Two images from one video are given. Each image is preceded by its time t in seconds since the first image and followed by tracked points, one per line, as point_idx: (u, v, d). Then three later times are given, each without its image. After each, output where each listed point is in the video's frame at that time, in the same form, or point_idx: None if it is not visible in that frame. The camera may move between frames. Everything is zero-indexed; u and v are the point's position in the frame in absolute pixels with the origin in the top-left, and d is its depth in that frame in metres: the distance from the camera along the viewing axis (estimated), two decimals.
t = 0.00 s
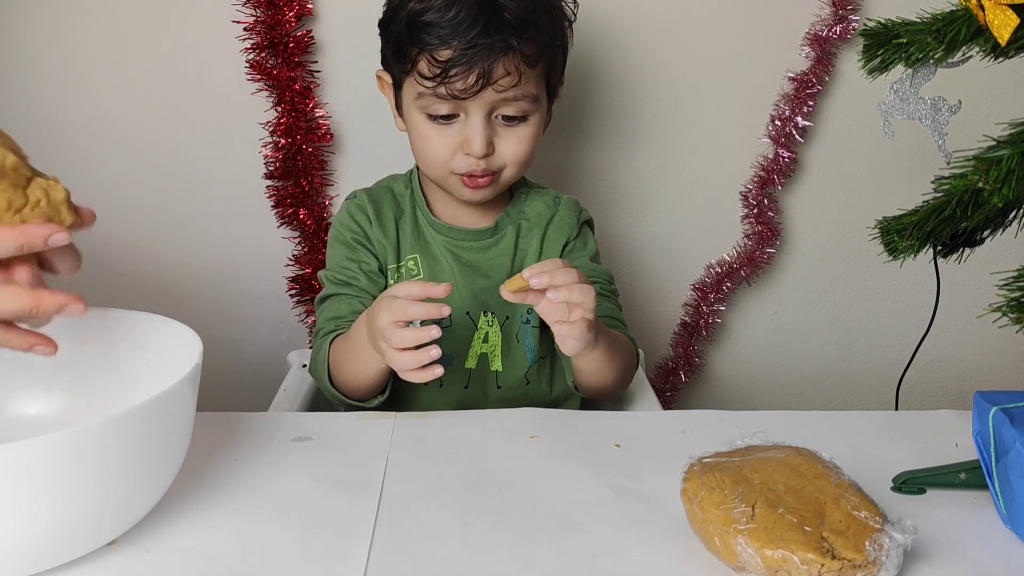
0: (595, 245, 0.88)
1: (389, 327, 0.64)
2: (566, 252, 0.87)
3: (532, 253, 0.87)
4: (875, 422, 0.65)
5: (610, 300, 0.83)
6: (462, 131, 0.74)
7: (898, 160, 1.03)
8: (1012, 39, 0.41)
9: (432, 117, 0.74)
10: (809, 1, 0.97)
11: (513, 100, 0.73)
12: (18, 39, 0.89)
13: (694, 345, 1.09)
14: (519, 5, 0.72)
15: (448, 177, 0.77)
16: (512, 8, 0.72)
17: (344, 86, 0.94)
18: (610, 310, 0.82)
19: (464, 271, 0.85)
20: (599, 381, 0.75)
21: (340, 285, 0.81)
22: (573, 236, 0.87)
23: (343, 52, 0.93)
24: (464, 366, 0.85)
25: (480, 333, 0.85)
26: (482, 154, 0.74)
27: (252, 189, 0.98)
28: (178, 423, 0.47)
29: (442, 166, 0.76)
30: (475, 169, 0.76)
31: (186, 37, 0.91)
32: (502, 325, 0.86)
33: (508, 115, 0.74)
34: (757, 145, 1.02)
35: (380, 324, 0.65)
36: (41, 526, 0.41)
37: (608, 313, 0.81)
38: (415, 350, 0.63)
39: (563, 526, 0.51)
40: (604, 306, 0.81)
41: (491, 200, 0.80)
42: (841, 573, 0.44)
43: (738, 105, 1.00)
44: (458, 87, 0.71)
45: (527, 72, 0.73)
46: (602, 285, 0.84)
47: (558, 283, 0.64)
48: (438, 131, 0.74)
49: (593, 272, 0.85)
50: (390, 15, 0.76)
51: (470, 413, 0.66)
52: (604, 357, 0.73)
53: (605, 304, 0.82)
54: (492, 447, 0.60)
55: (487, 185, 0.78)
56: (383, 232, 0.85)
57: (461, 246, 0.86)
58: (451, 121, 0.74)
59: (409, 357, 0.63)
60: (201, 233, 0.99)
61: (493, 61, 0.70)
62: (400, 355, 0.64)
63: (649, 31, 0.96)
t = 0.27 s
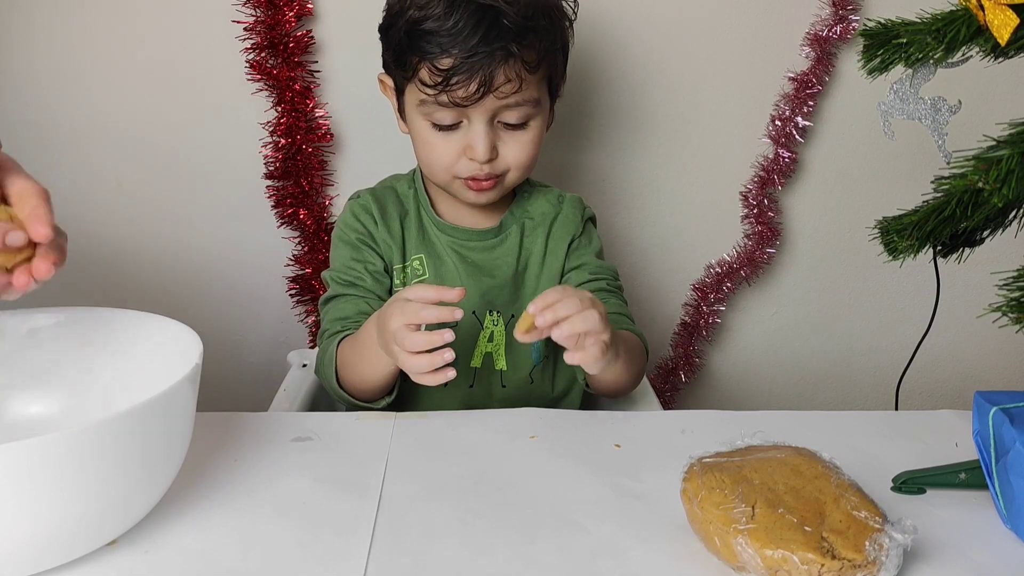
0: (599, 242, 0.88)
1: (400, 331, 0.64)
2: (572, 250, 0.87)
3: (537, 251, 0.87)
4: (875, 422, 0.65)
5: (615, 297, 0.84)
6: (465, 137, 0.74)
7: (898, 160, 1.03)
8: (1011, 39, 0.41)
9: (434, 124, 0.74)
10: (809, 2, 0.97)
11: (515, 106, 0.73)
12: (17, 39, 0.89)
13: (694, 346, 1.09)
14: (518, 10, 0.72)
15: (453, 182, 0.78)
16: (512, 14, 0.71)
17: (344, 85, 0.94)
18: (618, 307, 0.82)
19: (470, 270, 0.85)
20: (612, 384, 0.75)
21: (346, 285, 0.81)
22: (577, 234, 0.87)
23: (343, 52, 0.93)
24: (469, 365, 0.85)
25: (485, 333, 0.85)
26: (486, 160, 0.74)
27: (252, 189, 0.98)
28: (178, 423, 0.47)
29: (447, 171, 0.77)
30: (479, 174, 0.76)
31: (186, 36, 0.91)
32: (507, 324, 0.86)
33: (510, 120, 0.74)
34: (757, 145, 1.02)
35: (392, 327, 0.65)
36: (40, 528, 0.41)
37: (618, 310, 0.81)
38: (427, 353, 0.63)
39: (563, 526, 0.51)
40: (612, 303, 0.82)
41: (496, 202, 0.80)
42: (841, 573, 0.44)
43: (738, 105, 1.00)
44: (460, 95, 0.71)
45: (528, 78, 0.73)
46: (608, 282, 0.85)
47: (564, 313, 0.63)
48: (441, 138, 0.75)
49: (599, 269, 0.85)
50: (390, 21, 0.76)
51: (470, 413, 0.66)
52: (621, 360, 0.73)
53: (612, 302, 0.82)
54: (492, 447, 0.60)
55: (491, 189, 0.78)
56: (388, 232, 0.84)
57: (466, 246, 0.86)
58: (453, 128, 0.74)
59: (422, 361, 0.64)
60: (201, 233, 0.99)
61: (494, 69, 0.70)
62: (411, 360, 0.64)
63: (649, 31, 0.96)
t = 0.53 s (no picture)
0: (601, 236, 0.88)
1: (365, 341, 0.65)
2: (571, 248, 0.87)
3: (534, 250, 0.87)
4: (875, 422, 0.64)
5: (625, 287, 0.83)
6: (464, 145, 0.74)
7: (898, 160, 1.03)
8: (1012, 39, 0.41)
9: (433, 131, 0.74)
10: (809, 1, 0.97)
11: (514, 113, 0.73)
12: (17, 39, 0.89)
13: (694, 346, 1.08)
14: (515, 18, 0.72)
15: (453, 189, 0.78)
16: (509, 22, 0.71)
17: (344, 85, 0.94)
18: (631, 298, 0.81)
19: (465, 270, 0.85)
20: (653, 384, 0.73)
21: (338, 286, 0.81)
22: (576, 231, 0.87)
23: (344, 52, 0.93)
24: (464, 365, 0.86)
25: (481, 333, 0.86)
26: (485, 167, 0.74)
27: (252, 189, 0.98)
28: (179, 423, 0.47)
29: (446, 178, 0.77)
30: (479, 180, 0.76)
31: (186, 36, 0.91)
32: (504, 323, 0.86)
33: (509, 126, 0.74)
34: (757, 145, 1.02)
35: (358, 336, 0.65)
36: (41, 528, 0.41)
37: (631, 300, 0.80)
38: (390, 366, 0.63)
39: (563, 526, 0.51)
40: (626, 297, 0.81)
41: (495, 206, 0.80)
42: (841, 573, 0.44)
43: (738, 105, 1.00)
44: (459, 104, 0.71)
45: (527, 85, 0.73)
46: (614, 275, 0.84)
47: (565, 436, 0.59)
48: (440, 145, 0.75)
49: (602, 264, 0.85)
50: (386, 28, 0.75)
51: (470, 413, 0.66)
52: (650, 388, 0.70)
53: (625, 297, 0.81)
54: (493, 447, 0.60)
55: (491, 195, 0.79)
56: (382, 233, 0.85)
57: (462, 246, 0.86)
58: (452, 135, 0.74)
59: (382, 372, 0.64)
60: (201, 233, 0.99)
61: (493, 77, 0.70)
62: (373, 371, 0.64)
63: (649, 31, 0.96)
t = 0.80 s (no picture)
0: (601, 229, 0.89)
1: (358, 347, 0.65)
2: (571, 244, 0.87)
3: (533, 247, 0.87)
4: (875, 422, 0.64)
5: (629, 275, 0.84)
6: (464, 151, 0.74)
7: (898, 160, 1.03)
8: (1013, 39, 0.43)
9: (431, 138, 0.74)
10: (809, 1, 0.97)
11: (512, 117, 0.73)
12: (17, 39, 0.89)
13: (694, 346, 1.09)
14: (509, 23, 0.71)
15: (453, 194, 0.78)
16: (503, 27, 0.71)
17: (344, 85, 0.95)
18: (637, 286, 0.82)
19: (465, 269, 0.85)
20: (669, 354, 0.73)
21: (335, 289, 0.81)
22: (575, 227, 0.88)
23: (344, 52, 0.93)
24: (465, 365, 0.85)
25: (481, 333, 0.86)
26: (485, 171, 0.75)
27: (252, 189, 0.98)
28: (178, 423, 0.47)
29: (447, 185, 0.77)
30: (479, 185, 0.76)
31: (187, 36, 0.91)
32: (504, 322, 0.86)
33: (507, 129, 0.74)
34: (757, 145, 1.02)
35: (350, 342, 0.66)
36: (40, 529, 0.41)
37: (637, 288, 0.81)
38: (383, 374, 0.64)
39: (563, 526, 0.51)
40: (632, 285, 0.81)
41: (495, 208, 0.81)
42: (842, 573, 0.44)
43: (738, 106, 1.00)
44: (457, 111, 0.71)
45: (523, 89, 0.73)
46: (617, 266, 0.85)
47: (591, 414, 0.61)
48: (439, 152, 0.75)
49: (606, 256, 0.85)
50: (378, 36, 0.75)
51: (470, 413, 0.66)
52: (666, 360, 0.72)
53: (631, 285, 0.81)
54: (492, 447, 0.60)
55: (491, 198, 0.79)
56: (380, 234, 0.85)
57: (460, 245, 0.86)
58: (451, 142, 0.74)
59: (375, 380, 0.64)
60: (202, 233, 0.99)
61: (490, 83, 0.70)
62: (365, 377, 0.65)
63: (649, 31, 0.96)
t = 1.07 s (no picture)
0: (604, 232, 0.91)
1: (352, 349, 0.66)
2: (569, 245, 0.87)
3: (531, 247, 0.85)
4: (875, 423, 0.64)
5: (625, 281, 0.86)
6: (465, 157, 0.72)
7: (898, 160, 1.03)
8: (1010, 40, 0.41)
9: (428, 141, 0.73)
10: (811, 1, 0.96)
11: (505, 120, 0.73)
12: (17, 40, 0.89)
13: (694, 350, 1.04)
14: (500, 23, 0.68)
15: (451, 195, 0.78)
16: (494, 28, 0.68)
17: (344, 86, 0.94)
18: (633, 289, 0.84)
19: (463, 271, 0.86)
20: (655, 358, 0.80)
21: (333, 290, 0.86)
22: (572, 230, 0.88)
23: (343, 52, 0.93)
24: (464, 366, 0.86)
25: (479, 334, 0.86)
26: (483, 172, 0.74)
27: (252, 189, 0.97)
28: (176, 424, 0.47)
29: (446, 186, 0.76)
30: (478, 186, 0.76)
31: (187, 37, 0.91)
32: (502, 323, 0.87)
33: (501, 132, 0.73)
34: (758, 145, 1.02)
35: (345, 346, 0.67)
36: (37, 529, 0.41)
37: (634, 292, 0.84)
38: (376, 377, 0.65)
39: (563, 527, 0.50)
40: (627, 290, 0.84)
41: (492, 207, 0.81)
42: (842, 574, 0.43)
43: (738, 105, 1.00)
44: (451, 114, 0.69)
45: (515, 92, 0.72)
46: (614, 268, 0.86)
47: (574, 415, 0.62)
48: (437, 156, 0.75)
49: (603, 259, 0.86)
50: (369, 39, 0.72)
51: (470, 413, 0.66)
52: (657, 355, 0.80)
53: (627, 288, 0.84)
54: (492, 447, 0.60)
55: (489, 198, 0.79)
56: (377, 236, 0.88)
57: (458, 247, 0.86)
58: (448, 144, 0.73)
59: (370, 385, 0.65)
60: (201, 233, 0.99)
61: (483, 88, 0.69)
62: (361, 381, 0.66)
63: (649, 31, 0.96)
